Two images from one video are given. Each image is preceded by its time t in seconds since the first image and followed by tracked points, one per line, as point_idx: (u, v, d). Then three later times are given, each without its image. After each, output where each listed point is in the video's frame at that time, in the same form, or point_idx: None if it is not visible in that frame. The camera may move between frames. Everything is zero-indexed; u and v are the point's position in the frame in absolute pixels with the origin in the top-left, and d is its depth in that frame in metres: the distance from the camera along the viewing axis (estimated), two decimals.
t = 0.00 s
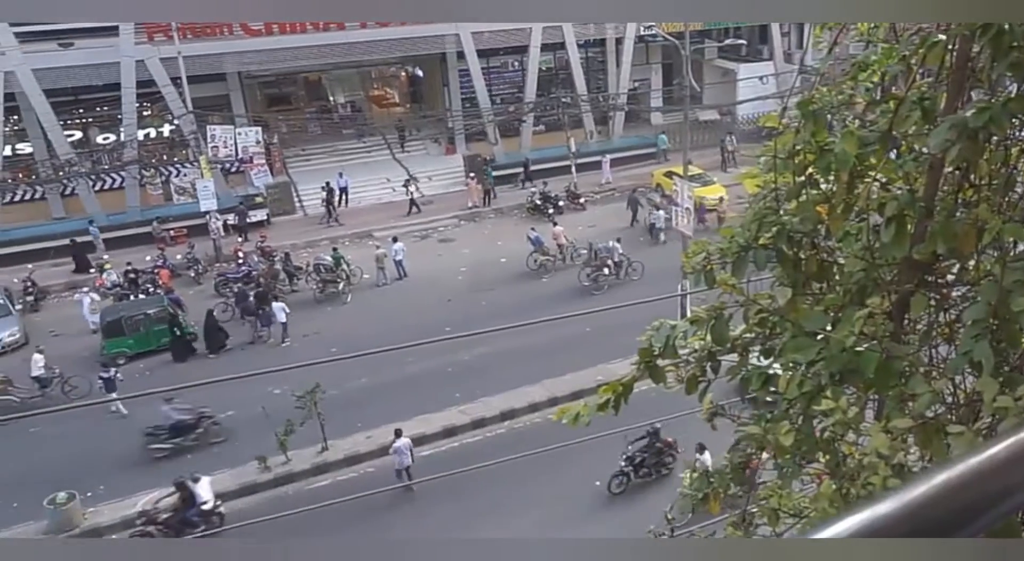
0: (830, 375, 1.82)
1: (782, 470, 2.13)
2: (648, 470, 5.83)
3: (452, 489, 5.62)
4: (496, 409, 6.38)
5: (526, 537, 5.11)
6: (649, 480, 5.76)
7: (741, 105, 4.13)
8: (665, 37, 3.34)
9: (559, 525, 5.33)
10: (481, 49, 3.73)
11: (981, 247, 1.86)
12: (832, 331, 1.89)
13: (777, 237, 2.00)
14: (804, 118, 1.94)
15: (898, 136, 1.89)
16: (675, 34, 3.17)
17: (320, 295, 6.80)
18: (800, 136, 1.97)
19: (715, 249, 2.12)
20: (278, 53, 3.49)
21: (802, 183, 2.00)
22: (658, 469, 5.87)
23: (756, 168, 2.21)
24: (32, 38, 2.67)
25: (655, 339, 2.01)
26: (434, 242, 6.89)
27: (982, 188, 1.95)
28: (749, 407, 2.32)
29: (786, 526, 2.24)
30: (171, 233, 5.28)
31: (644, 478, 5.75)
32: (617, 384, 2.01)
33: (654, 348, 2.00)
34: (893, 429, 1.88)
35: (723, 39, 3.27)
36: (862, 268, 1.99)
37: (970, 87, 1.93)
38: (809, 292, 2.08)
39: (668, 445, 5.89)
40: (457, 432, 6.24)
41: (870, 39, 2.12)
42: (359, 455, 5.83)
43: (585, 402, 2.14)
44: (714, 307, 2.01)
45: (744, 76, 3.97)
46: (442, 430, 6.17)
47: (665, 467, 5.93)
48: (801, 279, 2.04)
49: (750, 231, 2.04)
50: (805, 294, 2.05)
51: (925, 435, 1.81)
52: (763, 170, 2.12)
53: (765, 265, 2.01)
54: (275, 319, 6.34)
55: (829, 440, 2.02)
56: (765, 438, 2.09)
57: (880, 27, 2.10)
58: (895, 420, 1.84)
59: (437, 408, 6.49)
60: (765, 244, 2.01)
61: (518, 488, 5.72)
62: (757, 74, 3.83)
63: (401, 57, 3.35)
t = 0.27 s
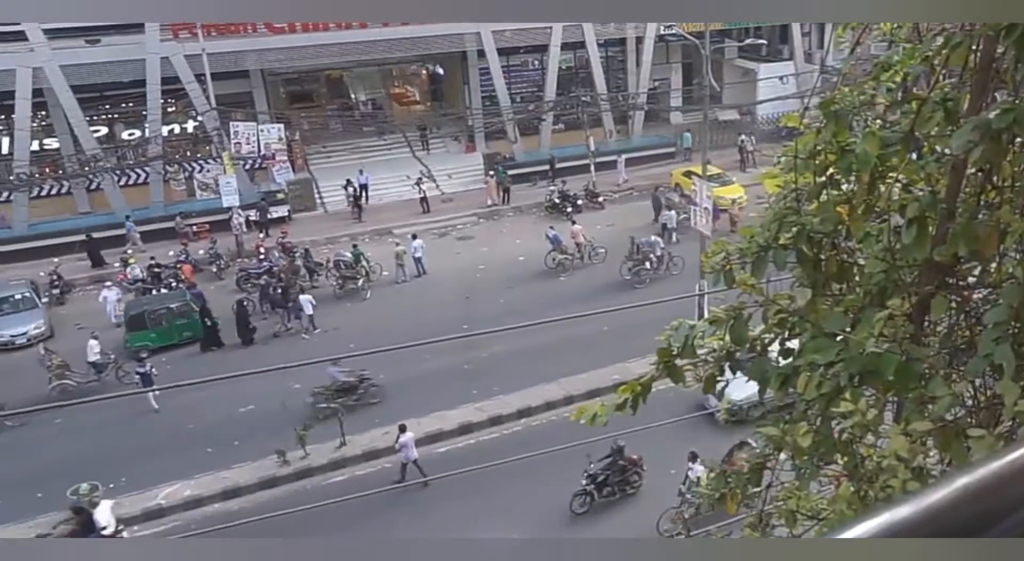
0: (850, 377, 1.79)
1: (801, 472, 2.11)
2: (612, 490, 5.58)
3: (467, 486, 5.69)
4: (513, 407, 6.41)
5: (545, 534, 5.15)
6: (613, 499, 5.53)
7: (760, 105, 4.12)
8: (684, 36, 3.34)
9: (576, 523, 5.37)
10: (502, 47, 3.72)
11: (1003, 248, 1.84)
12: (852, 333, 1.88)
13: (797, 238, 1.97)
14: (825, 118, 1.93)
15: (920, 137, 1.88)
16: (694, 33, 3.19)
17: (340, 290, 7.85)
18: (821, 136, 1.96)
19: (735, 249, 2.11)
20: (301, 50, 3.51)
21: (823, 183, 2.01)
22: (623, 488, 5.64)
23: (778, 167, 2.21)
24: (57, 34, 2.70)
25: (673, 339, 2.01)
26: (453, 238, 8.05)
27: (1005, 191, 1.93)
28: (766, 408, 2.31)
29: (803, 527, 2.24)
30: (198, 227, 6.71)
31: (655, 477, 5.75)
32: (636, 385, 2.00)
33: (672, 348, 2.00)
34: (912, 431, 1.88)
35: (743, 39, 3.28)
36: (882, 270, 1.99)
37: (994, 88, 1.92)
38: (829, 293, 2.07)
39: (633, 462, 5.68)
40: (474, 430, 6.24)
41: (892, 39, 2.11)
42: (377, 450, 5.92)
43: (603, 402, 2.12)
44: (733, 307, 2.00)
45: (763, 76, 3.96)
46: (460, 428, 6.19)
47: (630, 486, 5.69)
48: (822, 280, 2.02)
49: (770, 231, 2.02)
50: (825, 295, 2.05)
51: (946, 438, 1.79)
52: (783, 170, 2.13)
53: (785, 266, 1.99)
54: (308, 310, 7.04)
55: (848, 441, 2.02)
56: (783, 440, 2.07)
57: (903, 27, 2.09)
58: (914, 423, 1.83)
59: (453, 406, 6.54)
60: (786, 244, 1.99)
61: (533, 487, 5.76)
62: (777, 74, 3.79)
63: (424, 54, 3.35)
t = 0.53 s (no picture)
0: (867, 379, 1.79)
1: (817, 473, 2.10)
2: (580, 505, 5.35)
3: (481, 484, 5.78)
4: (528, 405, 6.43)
5: (559, 532, 5.17)
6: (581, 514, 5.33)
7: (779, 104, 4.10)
8: (704, 35, 3.32)
9: (590, 521, 5.38)
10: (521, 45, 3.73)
11: None
12: (870, 334, 1.86)
13: (816, 238, 1.97)
14: (846, 118, 1.91)
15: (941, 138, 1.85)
16: (714, 33, 3.17)
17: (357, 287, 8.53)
18: (841, 136, 1.95)
19: (754, 250, 2.10)
20: (320, 49, 3.53)
21: (842, 184, 2.00)
22: (591, 504, 5.42)
23: (797, 167, 2.19)
24: (82, 33, 2.75)
25: (690, 338, 2.00)
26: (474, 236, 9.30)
27: None
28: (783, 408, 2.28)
29: (820, 530, 2.22)
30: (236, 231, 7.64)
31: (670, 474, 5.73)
32: (651, 383, 1.99)
33: (689, 347, 2.00)
34: (930, 434, 1.86)
35: (763, 39, 3.25)
36: (902, 270, 1.95)
37: (1019, 89, 1.88)
38: (847, 294, 2.06)
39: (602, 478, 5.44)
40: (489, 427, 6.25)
41: (914, 38, 2.08)
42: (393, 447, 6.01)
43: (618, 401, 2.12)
44: (751, 307, 1.99)
45: (783, 76, 3.91)
46: (475, 425, 6.20)
47: (598, 502, 5.45)
48: (839, 282, 2.03)
49: (789, 231, 2.01)
50: (843, 296, 2.04)
51: (964, 441, 1.76)
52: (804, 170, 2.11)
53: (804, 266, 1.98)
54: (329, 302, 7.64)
55: (866, 443, 2.00)
56: (800, 441, 2.06)
57: (924, 27, 2.06)
58: (933, 426, 1.81)
59: (469, 403, 6.59)
60: (804, 245, 1.98)
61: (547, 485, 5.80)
62: (796, 75, 3.74)
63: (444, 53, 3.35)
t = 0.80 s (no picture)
0: (883, 382, 1.80)
1: (830, 475, 2.10)
2: (549, 517, 5.32)
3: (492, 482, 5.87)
4: (542, 402, 6.49)
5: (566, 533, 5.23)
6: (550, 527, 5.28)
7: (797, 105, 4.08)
8: (721, 35, 3.29)
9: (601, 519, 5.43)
10: (536, 44, 3.75)
11: None
12: (886, 337, 1.86)
13: (833, 239, 1.95)
14: (864, 120, 1.88)
15: (960, 140, 1.84)
16: (733, 33, 3.15)
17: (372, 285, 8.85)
18: (859, 137, 1.93)
19: (769, 250, 2.08)
20: (340, 47, 3.57)
21: (859, 185, 1.99)
22: (560, 517, 5.40)
23: (813, 168, 2.18)
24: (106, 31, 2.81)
25: (706, 338, 2.00)
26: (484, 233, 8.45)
27: None
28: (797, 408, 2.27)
29: (834, 531, 2.22)
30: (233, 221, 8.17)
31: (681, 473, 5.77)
32: (667, 383, 1.99)
33: (705, 347, 1.98)
34: (946, 438, 1.85)
35: (780, 39, 3.23)
36: (918, 273, 1.94)
37: None
38: (863, 296, 2.05)
39: (572, 491, 5.47)
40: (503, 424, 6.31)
41: (934, 39, 2.06)
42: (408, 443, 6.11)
43: (633, 400, 2.13)
44: (767, 307, 1.98)
45: (800, 76, 3.90)
46: (488, 422, 6.26)
47: (570, 514, 5.46)
48: (855, 283, 2.02)
49: (805, 231, 1.98)
50: (859, 298, 2.04)
51: (980, 445, 1.78)
52: (820, 171, 2.11)
53: (820, 267, 1.97)
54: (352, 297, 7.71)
55: (880, 445, 1.98)
56: (814, 442, 2.05)
57: (945, 28, 2.03)
58: (948, 429, 1.81)
59: (483, 400, 6.66)
60: (820, 246, 1.96)
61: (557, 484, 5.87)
62: (814, 75, 3.74)
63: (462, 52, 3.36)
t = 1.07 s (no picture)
0: (901, 387, 1.78)
1: (846, 479, 2.09)
2: (508, 528, 5.19)
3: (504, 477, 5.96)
4: (557, 400, 6.60)
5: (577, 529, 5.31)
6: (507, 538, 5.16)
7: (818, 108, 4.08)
8: (743, 36, 3.29)
9: (612, 516, 5.51)
10: (561, 42, 3.76)
11: None
12: (905, 342, 1.83)
13: (852, 243, 1.93)
14: (887, 124, 1.85)
15: (984, 145, 1.81)
16: (756, 34, 3.15)
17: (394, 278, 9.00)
18: (881, 141, 1.91)
19: (789, 252, 2.07)
20: (364, 43, 3.62)
21: (880, 190, 1.98)
22: (521, 528, 5.21)
23: (835, 171, 2.18)
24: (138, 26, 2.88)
25: (724, 339, 1.98)
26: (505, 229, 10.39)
27: None
28: (812, 410, 2.26)
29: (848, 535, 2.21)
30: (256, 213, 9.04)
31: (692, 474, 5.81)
32: (683, 385, 1.95)
33: (722, 348, 1.96)
34: (963, 445, 1.83)
35: (802, 40, 3.21)
36: (938, 279, 1.92)
37: None
38: (881, 300, 2.03)
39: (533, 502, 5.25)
40: (518, 420, 6.39)
41: (959, 44, 1.98)
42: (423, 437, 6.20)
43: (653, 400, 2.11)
44: (785, 310, 1.95)
45: (822, 79, 3.89)
46: (503, 418, 6.35)
47: (532, 527, 5.25)
48: (875, 287, 2.00)
49: (825, 235, 1.97)
50: (878, 302, 2.02)
51: (998, 453, 1.76)
52: (841, 175, 2.10)
53: (839, 271, 1.95)
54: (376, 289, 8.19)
55: (896, 451, 1.99)
56: (830, 446, 2.04)
57: (970, 32, 1.94)
58: (966, 436, 1.79)
59: (497, 396, 6.74)
60: (840, 250, 1.94)
61: (568, 481, 5.94)
62: (835, 78, 3.73)
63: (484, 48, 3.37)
